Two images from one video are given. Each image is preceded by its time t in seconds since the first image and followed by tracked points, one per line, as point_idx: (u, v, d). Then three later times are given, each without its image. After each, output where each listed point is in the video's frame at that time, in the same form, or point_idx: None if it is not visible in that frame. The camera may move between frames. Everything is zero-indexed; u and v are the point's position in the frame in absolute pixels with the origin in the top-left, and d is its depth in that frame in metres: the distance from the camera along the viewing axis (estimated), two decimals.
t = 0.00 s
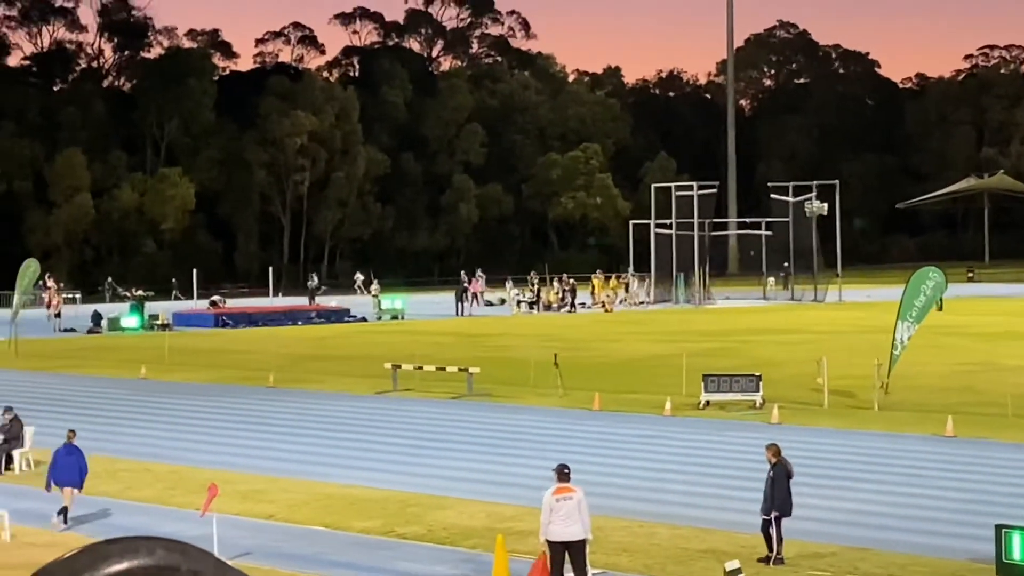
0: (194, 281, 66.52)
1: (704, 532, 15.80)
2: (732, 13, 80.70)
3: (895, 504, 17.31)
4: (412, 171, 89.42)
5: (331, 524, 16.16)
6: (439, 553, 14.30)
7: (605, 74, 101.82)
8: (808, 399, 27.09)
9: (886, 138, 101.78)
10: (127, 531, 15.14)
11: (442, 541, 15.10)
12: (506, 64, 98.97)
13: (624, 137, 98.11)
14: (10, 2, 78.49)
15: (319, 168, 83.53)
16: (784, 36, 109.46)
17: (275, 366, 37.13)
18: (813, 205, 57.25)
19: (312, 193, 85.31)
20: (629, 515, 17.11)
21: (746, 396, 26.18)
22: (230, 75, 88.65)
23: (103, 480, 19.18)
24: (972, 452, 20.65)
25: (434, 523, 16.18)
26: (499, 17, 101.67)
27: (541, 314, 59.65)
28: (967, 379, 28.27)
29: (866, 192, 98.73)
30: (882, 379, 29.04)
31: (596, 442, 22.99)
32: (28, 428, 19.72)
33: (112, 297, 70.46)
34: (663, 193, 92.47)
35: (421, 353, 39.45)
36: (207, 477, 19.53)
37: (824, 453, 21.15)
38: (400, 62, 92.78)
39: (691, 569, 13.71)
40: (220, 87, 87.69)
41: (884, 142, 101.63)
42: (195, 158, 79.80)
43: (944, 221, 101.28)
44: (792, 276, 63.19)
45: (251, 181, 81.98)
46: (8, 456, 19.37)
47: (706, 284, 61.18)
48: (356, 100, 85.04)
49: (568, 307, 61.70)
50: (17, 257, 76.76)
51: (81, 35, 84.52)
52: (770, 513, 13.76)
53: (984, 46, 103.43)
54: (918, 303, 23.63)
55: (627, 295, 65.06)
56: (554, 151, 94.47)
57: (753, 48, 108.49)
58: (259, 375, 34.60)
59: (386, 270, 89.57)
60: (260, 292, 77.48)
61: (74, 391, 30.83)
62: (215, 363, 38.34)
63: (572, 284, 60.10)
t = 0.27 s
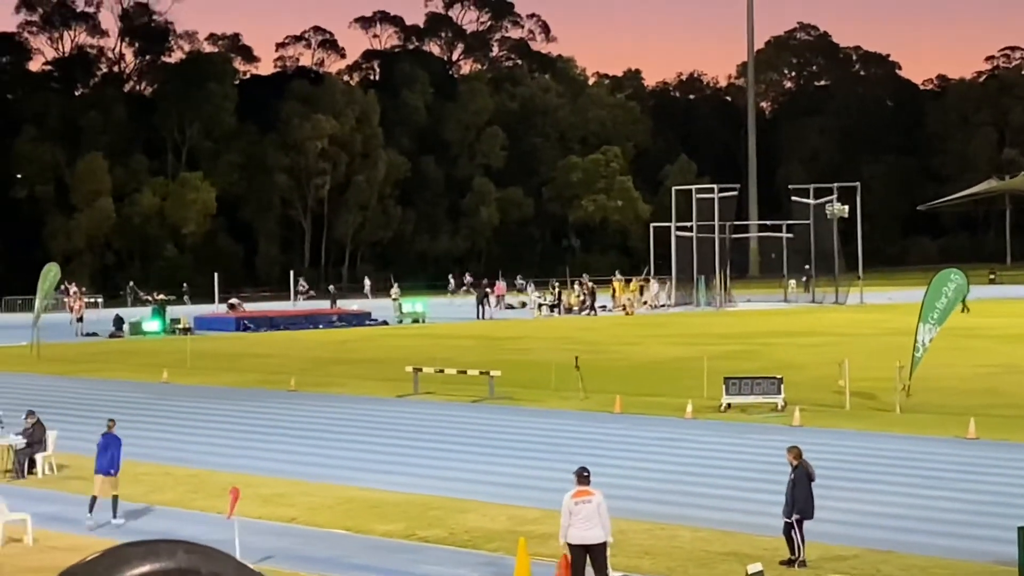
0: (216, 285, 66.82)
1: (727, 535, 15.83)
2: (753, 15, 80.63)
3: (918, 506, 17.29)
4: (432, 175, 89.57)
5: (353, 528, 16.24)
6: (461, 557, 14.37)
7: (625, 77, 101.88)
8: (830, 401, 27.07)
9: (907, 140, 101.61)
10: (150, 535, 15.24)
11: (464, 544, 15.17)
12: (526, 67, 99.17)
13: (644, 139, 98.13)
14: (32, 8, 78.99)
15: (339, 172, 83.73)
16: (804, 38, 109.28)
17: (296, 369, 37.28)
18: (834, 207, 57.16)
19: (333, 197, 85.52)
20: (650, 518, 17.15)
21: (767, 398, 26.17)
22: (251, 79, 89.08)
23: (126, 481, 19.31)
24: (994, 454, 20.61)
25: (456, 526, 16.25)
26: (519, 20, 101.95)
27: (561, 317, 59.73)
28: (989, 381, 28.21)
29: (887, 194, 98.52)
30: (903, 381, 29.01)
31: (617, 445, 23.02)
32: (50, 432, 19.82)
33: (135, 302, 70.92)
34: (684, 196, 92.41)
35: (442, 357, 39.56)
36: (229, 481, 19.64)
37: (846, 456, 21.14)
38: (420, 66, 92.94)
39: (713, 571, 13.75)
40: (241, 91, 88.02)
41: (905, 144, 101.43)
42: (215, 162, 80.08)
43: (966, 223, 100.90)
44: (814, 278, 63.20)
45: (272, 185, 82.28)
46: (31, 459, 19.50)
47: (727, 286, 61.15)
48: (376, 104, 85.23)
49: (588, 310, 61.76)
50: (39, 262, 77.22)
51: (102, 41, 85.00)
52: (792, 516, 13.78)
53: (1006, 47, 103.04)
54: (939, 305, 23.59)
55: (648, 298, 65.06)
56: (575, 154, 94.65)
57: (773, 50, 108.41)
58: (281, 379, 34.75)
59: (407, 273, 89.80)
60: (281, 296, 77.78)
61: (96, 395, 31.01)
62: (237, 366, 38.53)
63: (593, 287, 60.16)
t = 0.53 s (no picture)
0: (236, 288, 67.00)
1: (748, 536, 15.83)
2: (773, 16, 80.45)
3: (939, 507, 17.26)
4: (453, 177, 89.68)
5: (374, 530, 16.32)
6: (482, 559, 14.43)
7: (645, 78, 101.85)
8: (851, 402, 27.02)
9: (928, 140, 101.25)
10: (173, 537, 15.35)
11: (485, 546, 15.22)
12: (546, 69, 99.24)
13: (664, 140, 98.09)
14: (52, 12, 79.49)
15: (359, 174, 83.92)
16: (825, 39, 109.49)
17: (317, 372, 37.39)
18: (855, 207, 57.01)
19: (353, 199, 85.70)
20: (671, 520, 17.16)
21: (788, 399, 26.13)
22: (271, 82, 89.41)
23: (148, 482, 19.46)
24: (1017, 455, 20.56)
25: (476, 528, 16.30)
26: (539, 22, 102.02)
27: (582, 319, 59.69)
28: (1012, 382, 28.12)
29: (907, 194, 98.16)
30: (925, 382, 28.93)
31: (637, 446, 23.04)
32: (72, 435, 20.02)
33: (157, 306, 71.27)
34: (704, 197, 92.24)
35: (462, 358, 39.63)
36: (250, 484, 19.74)
37: (867, 457, 21.11)
38: (440, 68, 93.06)
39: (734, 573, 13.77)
40: (261, 94, 88.34)
41: (926, 145, 101.08)
42: (236, 165, 80.42)
43: (987, 223, 100.40)
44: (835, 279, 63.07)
45: (292, 188, 82.53)
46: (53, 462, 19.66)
47: (747, 287, 61.01)
48: (396, 106, 85.42)
49: (609, 312, 61.68)
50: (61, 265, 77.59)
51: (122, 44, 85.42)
52: (812, 517, 13.79)
53: None
54: (960, 306, 23.50)
55: (668, 300, 65.00)
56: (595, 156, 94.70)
57: (794, 51, 108.78)
58: (301, 381, 34.86)
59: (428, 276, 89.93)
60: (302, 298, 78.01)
61: (118, 398, 31.17)
62: (259, 369, 38.66)
63: (613, 288, 60.09)
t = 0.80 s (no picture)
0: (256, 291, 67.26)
1: (770, 536, 15.85)
2: (792, 16, 80.16)
3: (960, 507, 17.24)
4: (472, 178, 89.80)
5: (395, 531, 16.40)
6: (503, 560, 14.49)
7: (664, 78, 101.75)
8: (873, 402, 26.96)
9: (948, 140, 100.83)
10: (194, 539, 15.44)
11: (506, 547, 15.28)
12: (566, 69, 99.25)
13: (684, 141, 97.87)
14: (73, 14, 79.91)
15: (379, 176, 84.13)
16: (844, 38, 109.15)
17: (338, 373, 37.50)
18: (876, 206, 56.85)
19: (373, 200, 85.87)
20: (692, 520, 17.18)
21: (809, 399, 26.11)
22: (291, 84, 89.70)
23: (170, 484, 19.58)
24: None
25: (498, 529, 16.37)
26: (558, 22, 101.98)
27: (602, 320, 59.67)
28: None
29: (928, 193, 97.83)
30: (947, 381, 28.85)
31: (658, 447, 23.06)
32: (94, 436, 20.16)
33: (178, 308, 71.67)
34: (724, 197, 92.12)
35: (483, 359, 39.68)
36: (272, 485, 19.85)
37: (888, 456, 21.07)
38: (459, 69, 93.17)
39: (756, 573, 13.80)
40: (281, 96, 88.61)
41: (946, 144, 100.66)
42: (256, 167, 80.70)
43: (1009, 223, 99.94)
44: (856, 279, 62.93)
45: (312, 189, 82.77)
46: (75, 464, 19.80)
47: (768, 287, 60.88)
48: (415, 107, 85.61)
49: (629, 313, 61.64)
50: (82, 267, 77.92)
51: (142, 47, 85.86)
52: (834, 516, 13.78)
53: None
54: (982, 305, 23.41)
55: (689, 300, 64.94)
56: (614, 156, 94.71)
57: (814, 51, 108.49)
58: (322, 383, 34.99)
59: (448, 277, 90.09)
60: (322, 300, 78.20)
61: (141, 400, 31.34)
62: (280, 371, 38.81)
63: (633, 289, 60.04)
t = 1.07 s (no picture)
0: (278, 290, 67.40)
1: (793, 534, 15.84)
2: (813, 13, 79.77)
3: (983, 504, 17.21)
4: (494, 176, 89.81)
5: (418, 529, 16.46)
6: (525, 558, 14.53)
7: (685, 76, 101.48)
8: (896, 399, 26.90)
9: (971, 136, 100.19)
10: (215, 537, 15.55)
11: (528, 545, 15.32)
12: (586, 67, 99.10)
13: (705, 138, 97.56)
14: (95, 15, 80.28)
15: (400, 175, 84.20)
16: (865, 35, 108.33)
17: (360, 372, 37.60)
18: (897, 203, 56.58)
19: (394, 199, 85.96)
20: (715, 518, 17.18)
21: (832, 397, 26.06)
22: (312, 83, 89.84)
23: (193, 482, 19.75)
24: None
25: (520, 527, 16.41)
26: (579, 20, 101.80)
27: (623, 318, 59.59)
28: None
29: (951, 190, 97.35)
30: (970, 379, 28.75)
31: (681, 444, 23.06)
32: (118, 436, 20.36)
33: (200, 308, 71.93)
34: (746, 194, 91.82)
35: (504, 358, 39.70)
36: (295, 484, 19.94)
37: (911, 454, 21.02)
38: (480, 68, 93.12)
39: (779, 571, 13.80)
40: (302, 95, 88.76)
41: (969, 141, 100.05)
42: (278, 165, 80.81)
43: None
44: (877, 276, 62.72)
45: (334, 188, 82.90)
46: (99, 464, 19.96)
47: (790, 284, 60.67)
48: (437, 106, 85.67)
49: (650, 311, 61.53)
50: (105, 267, 78.24)
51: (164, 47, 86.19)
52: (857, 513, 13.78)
53: None
54: (1005, 302, 23.31)
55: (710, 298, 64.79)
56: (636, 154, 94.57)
57: (836, 48, 107.96)
58: (345, 382, 35.09)
59: (470, 275, 90.13)
60: (344, 299, 78.34)
61: (164, 399, 31.50)
62: (303, 370, 38.94)
63: (653, 288, 59.92)
